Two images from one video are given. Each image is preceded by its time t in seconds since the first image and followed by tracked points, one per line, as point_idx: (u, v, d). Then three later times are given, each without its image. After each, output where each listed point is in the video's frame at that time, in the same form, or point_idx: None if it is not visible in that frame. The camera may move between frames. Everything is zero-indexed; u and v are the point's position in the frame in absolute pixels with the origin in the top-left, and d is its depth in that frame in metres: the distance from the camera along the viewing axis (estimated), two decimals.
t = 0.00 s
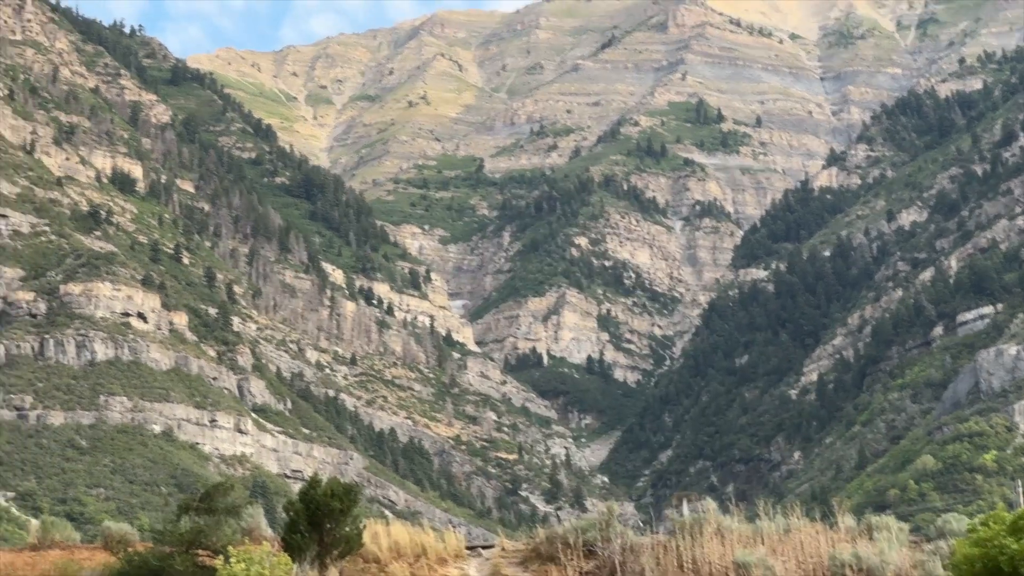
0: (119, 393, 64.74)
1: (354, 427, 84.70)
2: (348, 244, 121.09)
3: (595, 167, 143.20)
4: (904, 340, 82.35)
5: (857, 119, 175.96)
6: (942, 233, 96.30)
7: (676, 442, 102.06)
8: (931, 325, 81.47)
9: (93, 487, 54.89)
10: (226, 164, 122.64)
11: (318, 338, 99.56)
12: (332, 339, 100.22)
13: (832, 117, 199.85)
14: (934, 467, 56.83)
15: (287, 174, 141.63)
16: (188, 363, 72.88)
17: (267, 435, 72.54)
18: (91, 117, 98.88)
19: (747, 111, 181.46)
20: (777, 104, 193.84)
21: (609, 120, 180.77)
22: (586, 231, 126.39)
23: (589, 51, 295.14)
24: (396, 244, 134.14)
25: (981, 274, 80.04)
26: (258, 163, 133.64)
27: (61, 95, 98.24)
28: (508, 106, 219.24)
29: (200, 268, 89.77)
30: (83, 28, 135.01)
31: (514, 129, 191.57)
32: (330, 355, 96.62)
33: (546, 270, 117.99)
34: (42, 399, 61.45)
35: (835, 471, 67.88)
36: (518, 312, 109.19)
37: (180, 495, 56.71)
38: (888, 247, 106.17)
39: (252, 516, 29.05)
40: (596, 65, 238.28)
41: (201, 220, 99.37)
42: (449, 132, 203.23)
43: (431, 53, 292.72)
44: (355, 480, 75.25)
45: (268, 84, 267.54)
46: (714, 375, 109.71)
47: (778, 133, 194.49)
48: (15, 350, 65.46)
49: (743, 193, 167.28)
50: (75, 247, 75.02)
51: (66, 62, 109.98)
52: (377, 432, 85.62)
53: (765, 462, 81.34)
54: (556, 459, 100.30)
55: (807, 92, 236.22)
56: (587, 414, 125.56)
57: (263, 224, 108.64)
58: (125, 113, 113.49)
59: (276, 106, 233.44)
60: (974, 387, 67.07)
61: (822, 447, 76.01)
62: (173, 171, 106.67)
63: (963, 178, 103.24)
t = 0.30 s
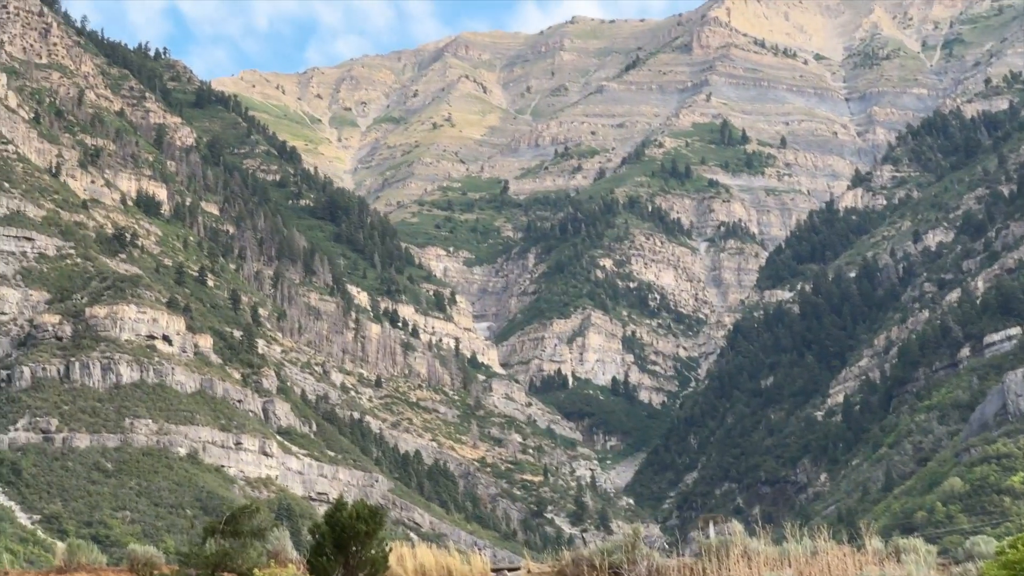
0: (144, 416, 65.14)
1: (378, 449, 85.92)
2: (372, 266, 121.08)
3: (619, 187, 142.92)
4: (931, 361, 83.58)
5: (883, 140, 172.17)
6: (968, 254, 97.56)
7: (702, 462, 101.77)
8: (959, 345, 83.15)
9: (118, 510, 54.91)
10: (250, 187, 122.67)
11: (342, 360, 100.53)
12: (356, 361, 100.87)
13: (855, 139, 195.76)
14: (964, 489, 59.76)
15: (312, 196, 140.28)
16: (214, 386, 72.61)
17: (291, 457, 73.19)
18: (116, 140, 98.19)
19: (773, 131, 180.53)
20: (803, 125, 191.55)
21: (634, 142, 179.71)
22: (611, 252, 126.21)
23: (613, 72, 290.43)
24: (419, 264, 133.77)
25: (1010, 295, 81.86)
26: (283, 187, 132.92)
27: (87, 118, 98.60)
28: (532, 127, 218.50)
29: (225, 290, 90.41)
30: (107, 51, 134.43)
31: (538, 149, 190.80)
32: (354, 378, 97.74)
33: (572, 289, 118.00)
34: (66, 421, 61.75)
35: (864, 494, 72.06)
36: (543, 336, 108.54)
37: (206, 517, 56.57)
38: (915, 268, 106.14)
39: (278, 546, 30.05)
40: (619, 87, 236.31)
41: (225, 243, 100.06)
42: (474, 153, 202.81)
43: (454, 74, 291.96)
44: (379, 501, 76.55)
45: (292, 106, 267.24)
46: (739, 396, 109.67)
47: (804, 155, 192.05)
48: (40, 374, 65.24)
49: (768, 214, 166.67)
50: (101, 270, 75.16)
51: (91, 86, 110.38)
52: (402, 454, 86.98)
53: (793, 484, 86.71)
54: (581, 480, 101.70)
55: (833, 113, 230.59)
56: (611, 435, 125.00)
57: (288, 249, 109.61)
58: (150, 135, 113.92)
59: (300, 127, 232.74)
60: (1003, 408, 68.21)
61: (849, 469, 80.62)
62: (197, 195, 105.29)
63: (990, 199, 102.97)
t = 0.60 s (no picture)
0: (171, 440, 69.07)
1: (404, 473, 87.02)
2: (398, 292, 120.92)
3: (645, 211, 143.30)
4: (959, 384, 86.12)
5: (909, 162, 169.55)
6: (997, 277, 100.50)
7: (728, 486, 100.84)
8: (986, 369, 86.33)
9: (146, 535, 61.48)
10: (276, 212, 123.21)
11: (369, 385, 101.33)
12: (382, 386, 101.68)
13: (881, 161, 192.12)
14: (992, 513, 63.14)
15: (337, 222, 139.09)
16: (240, 411, 75.83)
17: (318, 481, 75.75)
18: (142, 165, 100.25)
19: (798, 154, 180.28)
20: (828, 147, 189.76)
21: (659, 164, 179.21)
22: (636, 276, 126.57)
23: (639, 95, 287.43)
24: (446, 289, 132.57)
25: None
26: (307, 211, 131.75)
27: (113, 143, 100.18)
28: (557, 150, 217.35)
29: (250, 315, 92.02)
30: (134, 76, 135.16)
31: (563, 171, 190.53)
32: (381, 402, 98.73)
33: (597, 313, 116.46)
34: (94, 446, 66.02)
35: (893, 518, 74.14)
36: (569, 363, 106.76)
37: (232, 542, 62.63)
38: (942, 291, 107.08)
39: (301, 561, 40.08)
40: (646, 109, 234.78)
41: (251, 268, 101.12)
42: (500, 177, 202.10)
43: (478, 95, 291.41)
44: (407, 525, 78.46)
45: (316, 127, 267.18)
46: (765, 418, 110.00)
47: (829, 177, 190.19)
48: (68, 400, 68.70)
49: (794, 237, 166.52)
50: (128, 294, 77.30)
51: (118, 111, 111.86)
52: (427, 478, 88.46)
53: (821, 508, 88.46)
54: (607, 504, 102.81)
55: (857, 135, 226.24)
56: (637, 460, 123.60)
57: (313, 274, 108.84)
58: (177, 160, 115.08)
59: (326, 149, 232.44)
60: None
61: (877, 492, 83.01)
62: (224, 221, 106.03)
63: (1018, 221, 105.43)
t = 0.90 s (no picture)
0: (196, 466, 71.06)
1: (430, 498, 88.56)
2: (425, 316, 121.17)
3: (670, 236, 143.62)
4: (987, 409, 87.39)
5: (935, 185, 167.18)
6: None
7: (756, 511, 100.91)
8: (1015, 393, 87.22)
9: (172, 561, 65.37)
10: (301, 237, 123.65)
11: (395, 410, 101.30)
12: (409, 412, 101.84)
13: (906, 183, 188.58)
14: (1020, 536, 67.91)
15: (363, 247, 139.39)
16: (266, 437, 77.07)
17: (344, 507, 77.79)
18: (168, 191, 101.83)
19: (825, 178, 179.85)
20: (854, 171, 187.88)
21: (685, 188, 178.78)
22: (662, 300, 126.78)
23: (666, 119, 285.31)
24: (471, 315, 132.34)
25: None
26: (334, 236, 133.01)
27: (139, 170, 101.84)
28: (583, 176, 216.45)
29: (276, 340, 92.92)
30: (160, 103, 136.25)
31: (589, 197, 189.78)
32: (407, 427, 98.97)
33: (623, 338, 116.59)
34: (120, 473, 68.67)
35: (922, 541, 77.50)
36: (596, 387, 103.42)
37: (256, 570, 65.78)
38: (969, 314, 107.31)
39: None
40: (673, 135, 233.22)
41: (277, 294, 101.89)
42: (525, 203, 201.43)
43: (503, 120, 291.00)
44: (433, 551, 80.85)
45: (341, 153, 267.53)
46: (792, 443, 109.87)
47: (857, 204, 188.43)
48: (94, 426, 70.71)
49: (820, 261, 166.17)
50: (153, 320, 78.79)
51: (143, 138, 113.31)
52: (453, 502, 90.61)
53: (848, 532, 88.68)
54: (634, 529, 104.24)
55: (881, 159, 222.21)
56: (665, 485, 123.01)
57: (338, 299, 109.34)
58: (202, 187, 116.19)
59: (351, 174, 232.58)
60: None
61: (904, 516, 83.43)
62: (249, 246, 107.87)
63: None
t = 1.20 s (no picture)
0: (220, 493, 71.26)
1: (455, 524, 90.56)
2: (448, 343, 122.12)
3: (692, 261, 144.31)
4: (1012, 432, 85.84)
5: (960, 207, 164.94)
6: None
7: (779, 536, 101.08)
8: None
9: None
10: (325, 264, 124.64)
11: (419, 437, 101.93)
12: (432, 438, 102.44)
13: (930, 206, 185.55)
14: None
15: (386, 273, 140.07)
16: (290, 463, 77.65)
17: (368, 533, 78.16)
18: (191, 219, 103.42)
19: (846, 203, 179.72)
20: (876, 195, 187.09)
21: (706, 213, 178.97)
22: (684, 325, 127.15)
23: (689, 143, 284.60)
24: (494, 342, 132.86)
25: None
26: (358, 264, 134.26)
27: (162, 197, 103.45)
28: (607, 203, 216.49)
29: (300, 367, 94.89)
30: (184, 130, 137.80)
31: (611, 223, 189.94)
32: (431, 454, 99.89)
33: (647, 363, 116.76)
34: (144, 499, 68.97)
35: (947, 567, 73.51)
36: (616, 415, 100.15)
37: None
38: (993, 338, 107.21)
39: None
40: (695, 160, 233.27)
41: (301, 320, 103.90)
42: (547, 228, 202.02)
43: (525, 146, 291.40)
44: None
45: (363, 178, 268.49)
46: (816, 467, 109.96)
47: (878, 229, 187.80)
48: (119, 454, 70.94)
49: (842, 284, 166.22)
50: (177, 348, 79.57)
51: (166, 165, 114.78)
52: (475, 527, 91.96)
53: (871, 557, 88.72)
54: (658, 555, 105.31)
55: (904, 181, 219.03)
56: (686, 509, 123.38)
57: (363, 324, 111.79)
58: (225, 214, 117.40)
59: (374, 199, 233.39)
60: None
61: (930, 542, 80.39)
62: (273, 273, 109.48)
63: None
